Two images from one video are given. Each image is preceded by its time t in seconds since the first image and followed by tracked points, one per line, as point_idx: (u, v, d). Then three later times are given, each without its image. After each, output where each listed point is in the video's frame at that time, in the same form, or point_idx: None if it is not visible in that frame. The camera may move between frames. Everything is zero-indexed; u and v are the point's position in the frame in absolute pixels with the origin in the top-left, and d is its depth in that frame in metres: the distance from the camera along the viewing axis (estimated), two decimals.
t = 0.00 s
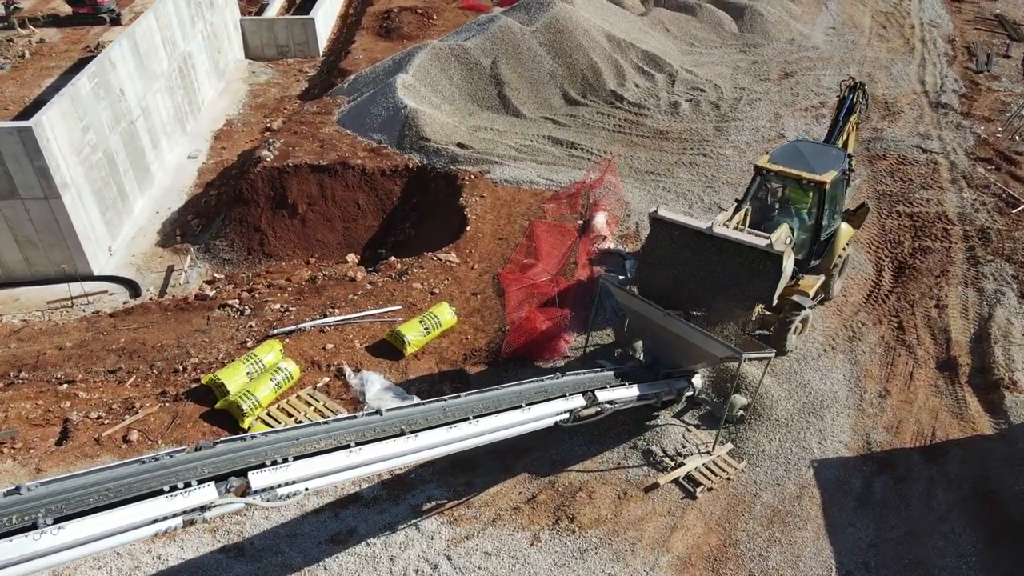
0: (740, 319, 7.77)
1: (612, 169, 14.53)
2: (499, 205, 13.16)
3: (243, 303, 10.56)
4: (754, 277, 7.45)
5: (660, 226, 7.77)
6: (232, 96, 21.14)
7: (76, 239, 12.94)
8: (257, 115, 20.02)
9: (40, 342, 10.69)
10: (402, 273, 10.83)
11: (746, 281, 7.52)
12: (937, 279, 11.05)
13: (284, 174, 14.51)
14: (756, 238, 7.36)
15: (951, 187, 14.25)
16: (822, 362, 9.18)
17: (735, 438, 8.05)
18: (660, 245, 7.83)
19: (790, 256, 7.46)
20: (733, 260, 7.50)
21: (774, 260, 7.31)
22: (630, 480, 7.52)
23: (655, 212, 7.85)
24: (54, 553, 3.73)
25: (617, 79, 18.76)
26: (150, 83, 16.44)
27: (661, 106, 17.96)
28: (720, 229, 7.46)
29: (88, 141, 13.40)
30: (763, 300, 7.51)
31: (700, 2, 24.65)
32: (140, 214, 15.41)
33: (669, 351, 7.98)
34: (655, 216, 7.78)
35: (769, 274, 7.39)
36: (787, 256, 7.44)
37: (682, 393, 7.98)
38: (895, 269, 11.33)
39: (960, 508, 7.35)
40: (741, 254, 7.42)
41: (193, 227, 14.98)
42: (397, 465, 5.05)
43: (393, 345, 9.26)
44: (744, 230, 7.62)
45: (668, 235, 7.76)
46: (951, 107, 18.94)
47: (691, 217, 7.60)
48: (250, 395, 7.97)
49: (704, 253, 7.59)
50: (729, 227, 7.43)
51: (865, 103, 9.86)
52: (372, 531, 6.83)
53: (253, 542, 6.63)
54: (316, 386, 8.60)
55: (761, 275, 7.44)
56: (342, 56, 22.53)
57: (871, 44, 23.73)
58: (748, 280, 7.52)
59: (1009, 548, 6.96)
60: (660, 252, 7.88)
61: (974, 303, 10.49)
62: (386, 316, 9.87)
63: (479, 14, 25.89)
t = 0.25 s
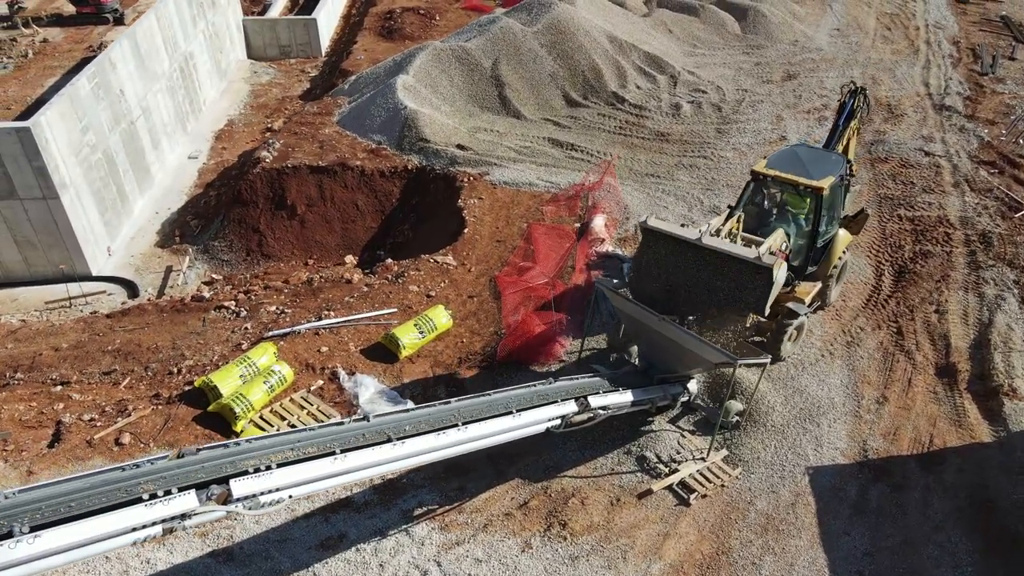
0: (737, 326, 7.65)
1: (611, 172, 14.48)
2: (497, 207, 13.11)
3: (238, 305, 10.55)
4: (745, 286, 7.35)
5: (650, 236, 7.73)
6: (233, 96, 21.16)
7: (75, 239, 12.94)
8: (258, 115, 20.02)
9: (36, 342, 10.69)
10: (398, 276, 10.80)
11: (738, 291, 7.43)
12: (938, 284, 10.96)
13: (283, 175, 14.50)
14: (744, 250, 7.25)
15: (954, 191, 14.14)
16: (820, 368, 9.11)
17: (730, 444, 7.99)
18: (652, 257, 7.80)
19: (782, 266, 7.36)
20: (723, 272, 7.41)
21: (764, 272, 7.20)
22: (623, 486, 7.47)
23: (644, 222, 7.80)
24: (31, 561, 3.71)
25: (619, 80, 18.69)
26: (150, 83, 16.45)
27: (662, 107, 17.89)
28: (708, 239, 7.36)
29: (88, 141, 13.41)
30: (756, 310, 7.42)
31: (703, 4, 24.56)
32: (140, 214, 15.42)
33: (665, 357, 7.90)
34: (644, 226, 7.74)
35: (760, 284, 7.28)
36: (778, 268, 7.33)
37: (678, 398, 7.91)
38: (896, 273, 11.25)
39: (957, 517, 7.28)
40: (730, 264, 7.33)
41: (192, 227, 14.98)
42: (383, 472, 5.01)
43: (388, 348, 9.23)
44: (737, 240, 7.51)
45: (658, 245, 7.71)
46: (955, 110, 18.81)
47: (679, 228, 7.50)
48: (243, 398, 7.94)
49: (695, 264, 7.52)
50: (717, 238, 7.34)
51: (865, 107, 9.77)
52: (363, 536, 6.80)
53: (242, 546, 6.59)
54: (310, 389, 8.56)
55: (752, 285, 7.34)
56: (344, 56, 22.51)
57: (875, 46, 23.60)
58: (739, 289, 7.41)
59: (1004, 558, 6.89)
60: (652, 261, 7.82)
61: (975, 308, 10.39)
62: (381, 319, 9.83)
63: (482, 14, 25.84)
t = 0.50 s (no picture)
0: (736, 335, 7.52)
1: (610, 174, 14.42)
2: (495, 209, 13.06)
3: (234, 306, 10.52)
4: (738, 294, 7.23)
5: (640, 243, 7.53)
6: (235, 96, 21.17)
7: (73, 239, 12.95)
8: (259, 115, 20.02)
9: (33, 342, 10.68)
10: (395, 278, 10.76)
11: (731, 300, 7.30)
12: (938, 289, 10.87)
13: (282, 176, 14.48)
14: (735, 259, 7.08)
15: (956, 195, 14.03)
16: (817, 373, 9.04)
17: (725, 450, 7.93)
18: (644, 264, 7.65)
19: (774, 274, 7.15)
20: (713, 282, 7.28)
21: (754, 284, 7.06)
22: (616, 492, 7.41)
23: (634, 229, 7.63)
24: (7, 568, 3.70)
25: (620, 81, 18.62)
26: (151, 83, 16.46)
27: (664, 109, 17.82)
28: (697, 249, 7.19)
29: (87, 141, 13.41)
30: (748, 320, 7.31)
31: (707, 5, 24.47)
32: (140, 214, 15.42)
33: (660, 363, 7.84)
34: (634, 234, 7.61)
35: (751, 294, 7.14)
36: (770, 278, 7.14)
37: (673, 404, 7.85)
38: (896, 278, 11.16)
39: (953, 526, 7.21)
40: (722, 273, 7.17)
41: (192, 228, 14.98)
42: (368, 479, 4.96)
43: (382, 351, 9.19)
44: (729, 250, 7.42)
45: (649, 252, 7.54)
46: (959, 113, 18.68)
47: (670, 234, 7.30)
48: (235, 401, 7.91)
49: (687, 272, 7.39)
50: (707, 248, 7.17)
51: (866, 112, 9.66)
52: (352, 541, 6.76)
53: (231, 550, 6.56)
54: (303, 392, 8.53)
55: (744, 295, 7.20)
56: (345, 56, 22.50)
57: (879, 48, 23.47)
58: (732, 298, 7.30)
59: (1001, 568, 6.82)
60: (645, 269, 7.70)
61: (975, 314, 10.30)
62: (376, 321, 9.79)
63: (485, 15, 25.81)
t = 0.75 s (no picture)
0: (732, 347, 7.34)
1: (609, 176, 14.37)
2: (494, 211, 13.01)
3: (229, 308, 10.50)
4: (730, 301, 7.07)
5: (631, 255, 7.56)
6: (237, 96, 21.18)
7: (72, 239, 12.96)
8: (260, 115, 20.02)
9: (28, 341, 10.68)
10: (390, 280, 10.72)
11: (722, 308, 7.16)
12: (938, 294, 10.77)
13: (281, 176, 14.46)
14: (721, 272, 6.97)
15: (959, 200, 13.91)
16: (814, 380, 8.96)
17: (718, 458, 7.86)
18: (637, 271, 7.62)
19: (763, 279, 7.02)
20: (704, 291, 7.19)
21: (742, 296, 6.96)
22: (607, 499, 7.35)
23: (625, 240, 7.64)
24: None
25: (622, 83, 18.54)
26: (152, 83, 16.47)
27: (665, 111, 17.74)
28: (686, 261, 7.16)
29: (86, 141, 13.42)
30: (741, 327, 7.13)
31: (711, 6, 24.36)
32: (139, 214, 15.42)
33: (653, 368, 7.77)
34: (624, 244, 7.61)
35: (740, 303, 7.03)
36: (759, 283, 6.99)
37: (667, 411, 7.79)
38: (896, 283, 11.06)
39: (949, 537, 7.13)
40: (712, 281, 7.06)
41: (191, 228, 14.98)
42: (351, 487, 4.92)
43: (376, 354, 9.15)
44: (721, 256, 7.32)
45: (640, 260, 7.53)
46: (964, 116, 18.52)
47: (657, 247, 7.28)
48: (227, 404, 7.88)
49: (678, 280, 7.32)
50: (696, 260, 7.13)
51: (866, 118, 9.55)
52: (340, 547, 6.72)
53: (219, 555, 6.53)
54: (296, 395, 8.49)
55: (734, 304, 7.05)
56: (348, 57, 22.49)
57: (884, 50, 23.32)
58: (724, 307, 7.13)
59: None
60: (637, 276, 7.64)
61: (975, 321, 10.19)
62: (371, 324, 9.76)
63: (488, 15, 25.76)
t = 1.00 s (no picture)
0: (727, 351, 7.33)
1: (608, 178, 14.32)
2: (492, 213, 12.98)
3: (225, 309, 10.49)
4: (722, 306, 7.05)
5: (622, 261, 7.54)
6: (239, 96, 21.20)
7: (71, 238, 12.98)
8: (262, 115, 20.03)
9: (25, 340, 10.69)
10: (387, 282, 10.70)
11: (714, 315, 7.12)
12: (938, 299, 10.69)
13: (280, 177, 14.46)
14: (710, 280, 6.90)
15: (961, 203, 13.81)
16: (811, 385, 8.89)
17: (712, 464, 7.81)
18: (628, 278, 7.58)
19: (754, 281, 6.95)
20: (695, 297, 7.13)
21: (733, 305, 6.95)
22: (600, 504, 7.31)
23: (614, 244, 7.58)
24: None
25: (624, 84, 18.49)
26: (153, 83, 16.50)
27: (667, 112, 17.67)
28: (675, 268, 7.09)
29: (86, 141, 13.43)
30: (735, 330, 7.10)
31: (714, 7, 24.28)
32: (140, 214, 15.44)
33: (647, 373, 7.73)
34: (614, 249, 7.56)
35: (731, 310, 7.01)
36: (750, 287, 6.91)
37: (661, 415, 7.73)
38: (895, 288, 10.98)
39: (944, 546, 7.06)
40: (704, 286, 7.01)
41: (190, 228, 15.00)
42: (335, 492, 4.88)
43: (370, 357, 9.13)
44: (712, 258, 7.27)
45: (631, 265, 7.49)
46: (967, 119, 18.40)
47: (646, 254, 7.24)
48: (219, 406, 7.87)
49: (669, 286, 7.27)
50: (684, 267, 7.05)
51: (863, 123, 9.54)
52: (330, 551, 6.69)
53: (208, 558, 6.52)
54: (289, 397, 8.48)
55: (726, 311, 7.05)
56: (350, 57, 22.49)
57: (889, 52, 23.20)
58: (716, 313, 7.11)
59: None
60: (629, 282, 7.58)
61: (975, 326, 10.11)
62: (366, 326, 9.75)
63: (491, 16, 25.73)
